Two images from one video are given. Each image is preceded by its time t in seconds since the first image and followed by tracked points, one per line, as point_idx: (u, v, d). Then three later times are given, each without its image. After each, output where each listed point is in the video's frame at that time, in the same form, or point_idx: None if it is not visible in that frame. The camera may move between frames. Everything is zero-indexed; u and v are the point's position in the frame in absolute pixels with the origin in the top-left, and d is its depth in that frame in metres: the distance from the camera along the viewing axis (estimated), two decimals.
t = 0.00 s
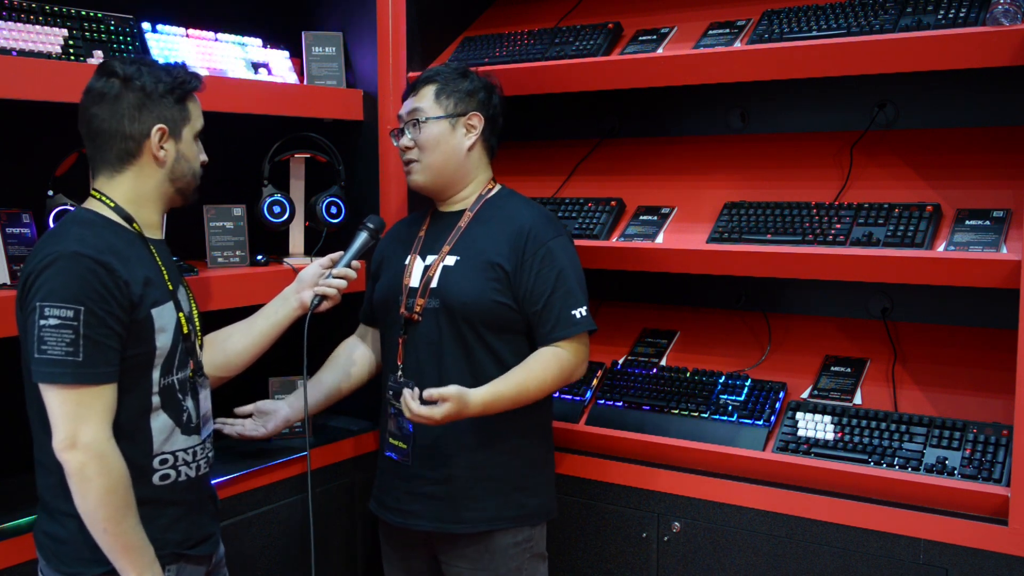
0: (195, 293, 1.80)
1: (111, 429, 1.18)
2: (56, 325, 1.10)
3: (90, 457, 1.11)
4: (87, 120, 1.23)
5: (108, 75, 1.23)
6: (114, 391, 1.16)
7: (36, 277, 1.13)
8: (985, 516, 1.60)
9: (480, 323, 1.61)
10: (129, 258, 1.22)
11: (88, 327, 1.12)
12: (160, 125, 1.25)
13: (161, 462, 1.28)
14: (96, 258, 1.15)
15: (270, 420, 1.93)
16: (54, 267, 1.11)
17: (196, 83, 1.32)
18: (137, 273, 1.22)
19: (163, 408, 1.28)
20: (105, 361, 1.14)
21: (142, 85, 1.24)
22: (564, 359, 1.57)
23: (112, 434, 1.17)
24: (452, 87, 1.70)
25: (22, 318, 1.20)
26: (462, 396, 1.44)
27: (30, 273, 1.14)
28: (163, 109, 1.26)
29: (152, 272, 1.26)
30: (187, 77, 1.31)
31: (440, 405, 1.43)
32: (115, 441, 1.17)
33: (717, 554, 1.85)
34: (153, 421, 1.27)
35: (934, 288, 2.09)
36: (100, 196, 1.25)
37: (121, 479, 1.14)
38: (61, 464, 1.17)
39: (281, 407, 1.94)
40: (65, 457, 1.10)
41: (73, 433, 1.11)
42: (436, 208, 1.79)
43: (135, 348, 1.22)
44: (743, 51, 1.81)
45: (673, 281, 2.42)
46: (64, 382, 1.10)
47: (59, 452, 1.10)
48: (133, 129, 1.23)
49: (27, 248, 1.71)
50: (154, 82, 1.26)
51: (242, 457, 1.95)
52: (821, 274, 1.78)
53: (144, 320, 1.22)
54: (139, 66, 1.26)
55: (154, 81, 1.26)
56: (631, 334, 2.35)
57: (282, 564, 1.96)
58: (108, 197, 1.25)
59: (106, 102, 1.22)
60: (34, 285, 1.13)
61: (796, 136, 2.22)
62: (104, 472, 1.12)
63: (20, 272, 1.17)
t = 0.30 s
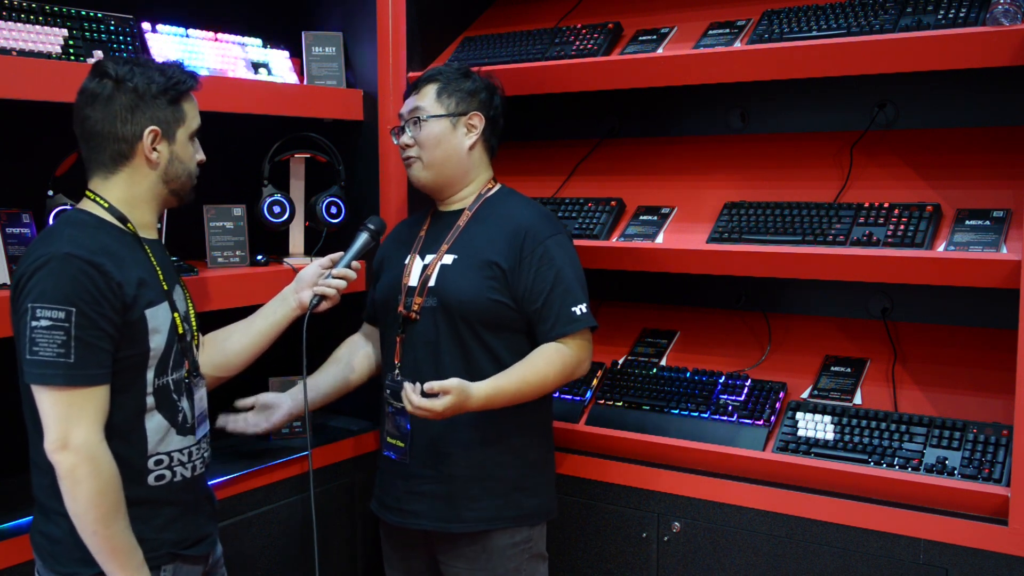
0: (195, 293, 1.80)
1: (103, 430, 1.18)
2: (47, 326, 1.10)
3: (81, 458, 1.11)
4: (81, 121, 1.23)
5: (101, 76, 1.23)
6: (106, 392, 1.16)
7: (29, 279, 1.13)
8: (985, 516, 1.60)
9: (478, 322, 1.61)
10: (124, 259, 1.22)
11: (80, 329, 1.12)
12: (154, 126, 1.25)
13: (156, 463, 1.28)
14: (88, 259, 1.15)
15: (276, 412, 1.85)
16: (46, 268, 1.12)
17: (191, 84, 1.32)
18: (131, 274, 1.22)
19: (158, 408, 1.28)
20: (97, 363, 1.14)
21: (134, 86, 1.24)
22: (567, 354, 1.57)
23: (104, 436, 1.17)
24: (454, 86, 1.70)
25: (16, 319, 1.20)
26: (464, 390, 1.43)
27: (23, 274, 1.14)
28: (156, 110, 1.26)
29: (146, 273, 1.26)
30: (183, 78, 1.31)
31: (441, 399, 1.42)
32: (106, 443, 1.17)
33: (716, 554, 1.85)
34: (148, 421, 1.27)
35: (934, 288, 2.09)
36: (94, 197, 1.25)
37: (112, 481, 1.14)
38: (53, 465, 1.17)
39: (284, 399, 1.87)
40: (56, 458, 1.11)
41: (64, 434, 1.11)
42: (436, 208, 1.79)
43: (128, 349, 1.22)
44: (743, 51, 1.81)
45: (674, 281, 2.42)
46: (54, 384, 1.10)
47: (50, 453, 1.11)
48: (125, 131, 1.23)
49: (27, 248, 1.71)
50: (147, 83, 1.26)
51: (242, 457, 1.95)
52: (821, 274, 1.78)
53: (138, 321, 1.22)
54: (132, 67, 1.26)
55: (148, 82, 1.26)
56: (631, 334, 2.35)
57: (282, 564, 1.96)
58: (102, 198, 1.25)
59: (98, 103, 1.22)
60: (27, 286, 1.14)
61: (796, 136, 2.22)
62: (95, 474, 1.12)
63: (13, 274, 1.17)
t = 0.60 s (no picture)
0: (194, 293, 1.80)
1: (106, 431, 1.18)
2: (49, 327, 1.10)
3: (83, 459, 1.11)
4: (86, 118, 1.23)
5: (110, 75, 1.24)
6: (108, 393, 1.16)
7: (29, 280, 1.12)
8: (985, 516, 1.60)
9: (468, 321, 1.61)
10: (123, 260, 1.21)
11: (82, 330, 1.12)
12: (160, 126, 1.26)
13: (156, 463, 1.28)
14: (90, 260, 1.15)
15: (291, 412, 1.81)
16: (48, 270, 1.11)
17: (196, 87, 1.33)
18: (131, 274, 1.22)
19: (158, 408, 1.28)
20: (98, 363, 1.14)
21: (143, 86, 1.25)
22: (553, 351, 1.55)
23: (106, 436, 1.17)
24: (457, 87, 1.70)
25: (15, 319, 1.20)
26: (427, 388, 1.48)
27: (24, 275, 1.14)
28: (163, 111, 1.27)
29: (146, 273, 1.26)
30: (187, 82, 1.32)
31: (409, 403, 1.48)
32: (108, 444, 1.17)
33: (716, 554, 1.85)
34: (149, 422, 1.27)
35: (934, 288, 2.08)
36: (93, 196, 1.24)
37: (114, 482, 1.14)
38: (55, 467, 1.17)
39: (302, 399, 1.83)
40: (58, 460, 1.11)
41: (67, 435, 1.11)
42: (438, 208, 1.80)
43: (128, 350, 1.22)
44: (743, 51, 1.81)
45: (674, 281, 2.42)
46: (57, 385, 1.10)
47: (52, 454, 1.10)
48: (133, 129, 1.23)
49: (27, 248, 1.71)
50: (155, 83, 1.26)
51: (242, 457, 1.95)
52: (821, 274, 1.78)
53: (138, 321, 1.22)
54: (140, 67, 1.27)
55: (155, 83, 1.26)
56: (631, 334, 2.35)
57: (281, 564, 1.96)
58: (101, 197, 1.25)
59: (107, 101, 1.22)
60: (28, 287, 1.13)
61: (796, 136, 2.22)
62: (97, 474, 1.12)
63: (13, 275, 1.17)
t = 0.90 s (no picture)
0: (194, 293, 1.80)
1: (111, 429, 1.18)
2: (56, 325, 1.10)
3: (91, 457, 1.11)
4: (84, 119, 1.23)
5: (105, 75, 1.24)
6: (113, 390, 1.16)
7: (34, 278, 1.12)
8: (985, 516, 1.60)
9: (463, 325, 1.61)
10: (126, 258, 1.21)
11: (89, 327, 1.12)
12: (157, 126, 1.26)
13: (158, 462, 1.28)
14: (94, 258, 1.15)
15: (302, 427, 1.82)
16: (52, 268, 1.11)
17: (195, 85, 1.33)
18: (134, 273, 1.22)
19: (160, 407, 1.28)
20: (104, 361, 1.14)
21: (139, 86, 1.24)
22: (540, 358, 1.54)
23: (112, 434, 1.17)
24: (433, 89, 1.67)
25: (19, 319, 1.19)
26: (407, 387, 1.52)
27: (28, 273, 1.14)
28: (160, 110, 1.26)
29: (148, 272, 1.25)
30: (186, 79, 1.32)
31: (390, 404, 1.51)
32: (115, 441, 1.17)
33: (717, 554, 1.85)
34: (151, 420, 1.27)
35: (934, 288, 2.09)
36: (93, 196, 1.24)
37: (122, 479, 1.14)
38: (60, 465, 1.17)
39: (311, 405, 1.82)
40: (65, 457, 1.11)
41: (74, 433, 1.11)
42: (439, 209, 1.80)
43: (132, 348, 1.22)
44: (743, 51, 1.81)
45: (674, 281, 2.42)
46: (64, 383, 1.10)
47: (60, 452, 1.10)
48: (129, 129, 1.23)
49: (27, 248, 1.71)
50: (152, 82, 1.26)
51: (242, 456, 1.95)
52: (821, 274, 1.78)
53: (141, 320, 1.22)
54: (136, 66, 1.27)
55: (152, 82, 1.26)
56: (631, 334, 2.35)
57: (281, 564, 1.96)
58: (101, 197, 1.25)
59: (103, 102, 1.22)
60: (32, 285, 1.13)
61: (796, 136, 2.22)
62: (105, 471, 1.12)
63: (16, 274, 1.17)
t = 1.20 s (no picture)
0: (194, 293, 1.80)
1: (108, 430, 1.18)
2: (52, 327, 1.10)
3: (86, 459, 1.11)
4: (93, 116, 1.22)
5: (118, 74, 1.24)
6: (110, 392, 1.16)
7: (31, 280, 1.12)
8: (985, 516, 1.60)
9: (466, 326, 1.61)
10: (125, 260, 1.21)
11: (85, 330, 1.12)
12: (167, 128, 1.27)
13: (156, 463, 1.28)
14: (91, 260, 1.15)
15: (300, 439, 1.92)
16: (50, 270, 1.11)
17: (202, 91, 1.34)
18: (133, 274, 1.22)
19: (158, 408, 1.28)
20: (101, 363, 1.14)
21: (153, 87, 1.25)
22: (546, 357, 1.55)
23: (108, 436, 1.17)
24: (414, 97, 1.68)
25: (18, 319, 1.20)
26: (416, 397, 1.52)
27: (25, 275, 1.14)
28: (170, 113, 1.27)
29: (147, 274, 1.26)
30: (194, 86, 1.33)
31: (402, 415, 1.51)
32: (111, 442, 1.17)
33: (716, 554, 1.85)
34: (149, 422, 1.27)
35: (934, 288, 2.08)
36: (95, 195, 1.24)
37: (117, 482, 1.15)
38: (57, 466, 1.17)
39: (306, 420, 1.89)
40: (61, 460, 1.11)
41: (70, 435, 1.11)
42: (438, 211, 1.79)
43: (130, 350, 1.22)
44: (743, 51, 1.81)
45: (674, 281, 2.42)
46: (60, 384, 1.10)
47: (55, 454, 1.10)
48: (140, 129, 1.24)
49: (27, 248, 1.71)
50: (165, 85, 1.27)
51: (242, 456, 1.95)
52: (821, 274, 1.78)
53: (139, 322, 1.22)
54: (149, 68, 1.28)
55: (165, 85, 1.27)
56: (632, 334, 2.35)
57: (281, 564, 1.96)
58: (103, 196, 1.25)
59: (115, 101, 1.22)
60: (29, 287, 1.13)
61: (796, 136, 2.22)
62: (99, 474, 1.12)
63: (14, 275, 1.17)
